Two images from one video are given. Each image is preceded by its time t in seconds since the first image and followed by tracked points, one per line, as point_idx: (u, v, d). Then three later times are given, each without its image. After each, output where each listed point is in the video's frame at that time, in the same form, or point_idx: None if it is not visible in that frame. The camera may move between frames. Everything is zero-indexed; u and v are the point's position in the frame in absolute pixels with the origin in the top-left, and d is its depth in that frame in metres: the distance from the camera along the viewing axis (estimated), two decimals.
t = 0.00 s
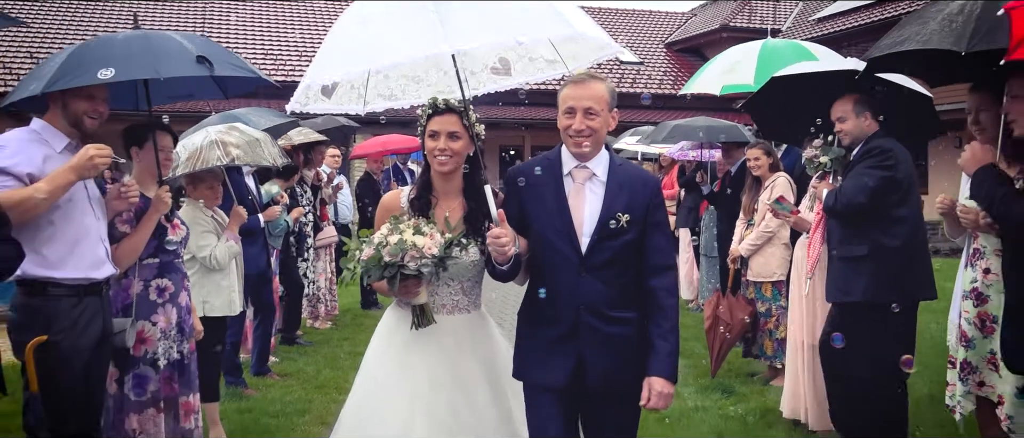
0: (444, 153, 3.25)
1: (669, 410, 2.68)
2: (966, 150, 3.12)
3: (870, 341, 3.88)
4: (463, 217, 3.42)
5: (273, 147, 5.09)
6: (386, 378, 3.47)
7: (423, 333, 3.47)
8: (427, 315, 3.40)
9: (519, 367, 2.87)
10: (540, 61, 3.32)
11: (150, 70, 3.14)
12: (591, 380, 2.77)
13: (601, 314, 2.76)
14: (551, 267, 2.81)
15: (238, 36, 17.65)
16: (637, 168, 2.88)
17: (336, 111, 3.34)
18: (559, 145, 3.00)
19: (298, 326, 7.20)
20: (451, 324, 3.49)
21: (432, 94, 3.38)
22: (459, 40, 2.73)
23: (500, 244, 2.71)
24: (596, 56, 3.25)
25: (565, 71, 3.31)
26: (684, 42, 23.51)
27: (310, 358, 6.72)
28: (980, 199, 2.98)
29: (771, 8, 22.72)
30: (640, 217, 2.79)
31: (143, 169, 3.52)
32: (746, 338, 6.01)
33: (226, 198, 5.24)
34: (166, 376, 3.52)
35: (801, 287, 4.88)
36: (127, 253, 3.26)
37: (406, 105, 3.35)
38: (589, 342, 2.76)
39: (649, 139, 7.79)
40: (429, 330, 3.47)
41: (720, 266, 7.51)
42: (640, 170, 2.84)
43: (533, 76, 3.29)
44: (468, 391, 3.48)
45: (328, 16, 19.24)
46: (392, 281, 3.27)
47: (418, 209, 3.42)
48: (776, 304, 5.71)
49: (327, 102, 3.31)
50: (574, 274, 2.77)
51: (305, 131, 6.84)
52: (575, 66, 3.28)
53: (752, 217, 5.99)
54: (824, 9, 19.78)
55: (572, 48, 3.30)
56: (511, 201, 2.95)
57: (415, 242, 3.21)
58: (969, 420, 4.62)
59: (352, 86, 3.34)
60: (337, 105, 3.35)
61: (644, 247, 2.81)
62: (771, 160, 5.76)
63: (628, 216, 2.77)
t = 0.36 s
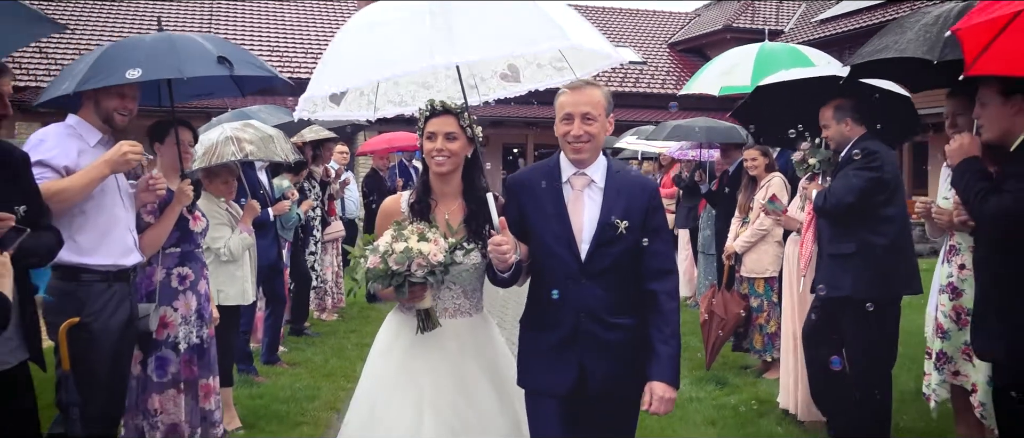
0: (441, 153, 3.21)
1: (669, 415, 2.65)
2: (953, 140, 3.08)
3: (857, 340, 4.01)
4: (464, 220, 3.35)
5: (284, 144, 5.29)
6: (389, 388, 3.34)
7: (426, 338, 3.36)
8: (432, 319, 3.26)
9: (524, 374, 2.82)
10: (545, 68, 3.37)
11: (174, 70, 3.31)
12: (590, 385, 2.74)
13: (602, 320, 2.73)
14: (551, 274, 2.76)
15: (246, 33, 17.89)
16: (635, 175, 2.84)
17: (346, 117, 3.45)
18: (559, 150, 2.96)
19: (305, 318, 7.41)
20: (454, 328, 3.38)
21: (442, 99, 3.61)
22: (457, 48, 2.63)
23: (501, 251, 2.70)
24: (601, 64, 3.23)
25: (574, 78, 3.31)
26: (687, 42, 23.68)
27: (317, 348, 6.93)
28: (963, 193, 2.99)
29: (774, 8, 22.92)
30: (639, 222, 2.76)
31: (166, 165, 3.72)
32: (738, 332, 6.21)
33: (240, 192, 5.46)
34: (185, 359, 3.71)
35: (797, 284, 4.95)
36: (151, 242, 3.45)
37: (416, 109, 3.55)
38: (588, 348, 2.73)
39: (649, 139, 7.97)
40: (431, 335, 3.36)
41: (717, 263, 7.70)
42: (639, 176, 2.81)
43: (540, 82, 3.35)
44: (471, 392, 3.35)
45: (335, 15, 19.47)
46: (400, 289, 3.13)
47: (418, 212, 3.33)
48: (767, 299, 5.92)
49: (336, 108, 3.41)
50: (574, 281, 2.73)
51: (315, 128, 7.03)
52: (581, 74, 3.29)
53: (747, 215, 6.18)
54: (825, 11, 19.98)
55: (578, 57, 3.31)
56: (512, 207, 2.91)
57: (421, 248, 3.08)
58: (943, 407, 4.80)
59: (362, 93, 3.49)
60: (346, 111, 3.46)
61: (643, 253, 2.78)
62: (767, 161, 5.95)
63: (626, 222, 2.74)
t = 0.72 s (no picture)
0: (441, 143, 3.16)
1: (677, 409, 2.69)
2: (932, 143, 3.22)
3: (847, 336, 4.19)
4: (464, 210, 3.30)
5: (294, 142, 5.47)
6: (390, 371, 3.39)
7: (427, 324, 3.38)
8: (430, 303, 3.29)
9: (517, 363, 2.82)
10: (537, 65, 3.30)
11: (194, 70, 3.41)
12: (586, 378, 2.69)
13: (597, 312, 2.70)
14: (547, 265, 2.75)
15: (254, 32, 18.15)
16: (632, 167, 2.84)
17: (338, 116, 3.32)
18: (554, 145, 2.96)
19: (313, 311, 7.61)
20: (455, 316, 3.37)
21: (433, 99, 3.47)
22: (458, 40, 2.64)
23: (499, 244, 2.69)
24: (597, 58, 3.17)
25: (564, 75, 3.24)
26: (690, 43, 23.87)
27: (325, 340, 7.13)
28: (939, 195, 3.14)
29: (776, 9, 23.07)
30: (636, 214, 2.73)
31: (185, 162, 3.90)
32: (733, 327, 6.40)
33: (251, 189, 5.66)
34: (202, 347, 3.90)
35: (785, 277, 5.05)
36: (173, 234, 3.64)
37: (408, 107, 3.42)
38: (585, 339, 2.69)
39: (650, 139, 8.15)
40: (432, 321, 3.37)
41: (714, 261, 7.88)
42: (635, 168, 2.80)
43: (532, 81, 3.28)
44: (473, 384, 3.34)
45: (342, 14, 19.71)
46: (397, 272, 3.12)
47: (419, 201, 3.29)
48: (762, 296, 6.10)
49: (328, 106, 3.30)
50: (570, 273, 2.70)
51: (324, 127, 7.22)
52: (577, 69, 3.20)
53: (743, 214, 6.36)
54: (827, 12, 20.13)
55: (571, 51, 3.23)
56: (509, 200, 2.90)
57: (420, 232, 3.07)
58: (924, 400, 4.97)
59: (352, 89, 3.37)
60: (338, 110, 3.33)
61: (640, 246, 2.75)
62: (762, 161, 6.12)
63: (623, 214, 2.71)
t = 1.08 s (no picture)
0: (444, 142, 3.26)
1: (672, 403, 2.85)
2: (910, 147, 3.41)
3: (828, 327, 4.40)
4: (464, 208, 3.40)
5: (302, 141, 5.66)
6: (390, 367, 3.49)
7: (425, 318, 3.48)
8: (427, 296, 3.38)
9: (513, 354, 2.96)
10: (531, 61, 3.28)
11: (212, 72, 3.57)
12: (587, 370, 2.79)
13: (586, 306, 2.83)
14: (542, 260, 2.87)
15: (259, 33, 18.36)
16: (629, 165, 2.94)
17: (335, 114, 3.32)
18: (551, 143, 3.08)
19: (319, 305, 7.81)
20: (454, 309, 3.47)
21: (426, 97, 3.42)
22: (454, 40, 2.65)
23: (495, 241, 2.76)
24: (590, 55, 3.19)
25: (558, 72, 3.22)
26: (692, 44, 24.07)
27: (331, 334, 7.34)
28: (915, 195, 3.33)
29: (778, 10, 23.23)
30: (631, 211, 2.84)
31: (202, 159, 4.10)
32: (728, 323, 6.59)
33: (261, 186, 5.87)
34: (218, 336, 4.08)
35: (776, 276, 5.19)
36: (191, 228, 3.84)
37: (402, 104, 3.38)
38: (579, 333, 2.82)
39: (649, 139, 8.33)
40: (431, 315, 3.48)
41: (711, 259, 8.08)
42: (633, 167, 2.91)
43: (524, 77, 3.26)
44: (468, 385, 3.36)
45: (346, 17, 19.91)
46: (397, 256, 3.19)
47: (423, 197, 3.38)
48: (755, 293, 6.30)
49: (323, 104, 3.31)
50: (563, 268, 2.83)
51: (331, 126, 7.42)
52: (570, 66, 3.22)
53: (738, 213, 6.55)
54: (828, 14, 20.28)
55: (567, 50, 3.26)
56: (506, 199, 3.02)
57: (425, 220, 3.15)
58: (900, 384, 5.42)
59: (349, 88, 3.37)
60: (334, 107, 3.33)
61: (635, 242, 2.86)
62: (756, 163, 6.32)
63: (618, 212, 2.82)
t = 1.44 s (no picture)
0: (448, 150, 3.29)
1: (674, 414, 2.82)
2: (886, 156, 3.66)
3: (813, 320, 4.59)
4: (466, 214, 3.40)
5: (309, 140, 5.83)
6: (393, 373, 3.41)
7: (430, 324, 3.39)
8: (436, 303, 3.31)
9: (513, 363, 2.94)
10: (538, 66, 3.33)
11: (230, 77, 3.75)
12: (583, 381, 2.75)
13: (587, 317, 2.78)
14: (542, 269, 2.82)
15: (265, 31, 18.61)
16: (633, 175, 2.90)
17: (340, 114, 3.34)
18: (556, 151, 3.04)
19: (324, 301, 8.00)
20: (458, 315, 3.39)
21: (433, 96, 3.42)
22: (461, 47, 2.61)
23: (494, 248, 2.69)
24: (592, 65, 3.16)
25: (565, 77, 3.26)
26: (692, 45, 24.27)
27: (336, 329, 7.53)
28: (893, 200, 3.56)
29: (779, 12, 23.43)
30: (633, 223, 2.80)
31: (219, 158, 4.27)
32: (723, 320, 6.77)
33: (271, 184, 6.07)
34: (232, 328, 4.28)
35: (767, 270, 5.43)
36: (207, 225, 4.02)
37: (410, 106, 3.40)
38: (578, 344, 2.77)
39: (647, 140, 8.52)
40: (436, 321, 3.39)
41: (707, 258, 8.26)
42: (636, 177, 2.87)
43: (532, 82, 3.34)
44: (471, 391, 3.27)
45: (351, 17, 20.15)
46: (405, 266, 3.12)
47: (424, 203, 3.39)
48: (749, 290, 6.48)
49: (330, 104, 3.33)
50: (564, 278, 2.78)
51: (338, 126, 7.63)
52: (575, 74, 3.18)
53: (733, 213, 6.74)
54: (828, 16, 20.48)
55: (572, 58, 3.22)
56: (509, 208, 2.96)
57: (431, 228, 3.09)
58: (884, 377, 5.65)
59: (356, 89, 3.39)
60: (341, 107, 3.36)
61: (636, 253, 2.83)
62: (751, 164, 6.51)
63: (621, 223, 2.78)
